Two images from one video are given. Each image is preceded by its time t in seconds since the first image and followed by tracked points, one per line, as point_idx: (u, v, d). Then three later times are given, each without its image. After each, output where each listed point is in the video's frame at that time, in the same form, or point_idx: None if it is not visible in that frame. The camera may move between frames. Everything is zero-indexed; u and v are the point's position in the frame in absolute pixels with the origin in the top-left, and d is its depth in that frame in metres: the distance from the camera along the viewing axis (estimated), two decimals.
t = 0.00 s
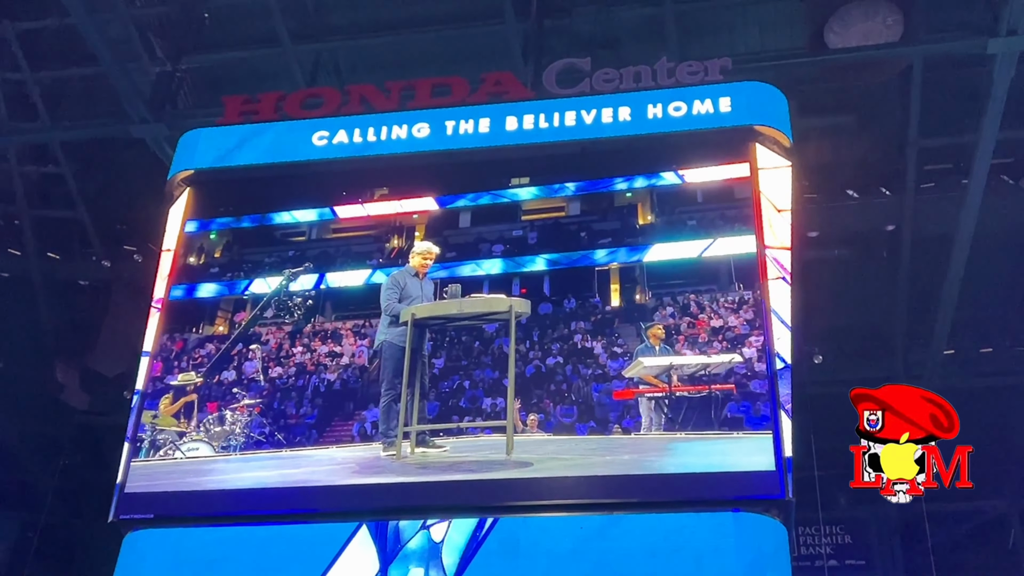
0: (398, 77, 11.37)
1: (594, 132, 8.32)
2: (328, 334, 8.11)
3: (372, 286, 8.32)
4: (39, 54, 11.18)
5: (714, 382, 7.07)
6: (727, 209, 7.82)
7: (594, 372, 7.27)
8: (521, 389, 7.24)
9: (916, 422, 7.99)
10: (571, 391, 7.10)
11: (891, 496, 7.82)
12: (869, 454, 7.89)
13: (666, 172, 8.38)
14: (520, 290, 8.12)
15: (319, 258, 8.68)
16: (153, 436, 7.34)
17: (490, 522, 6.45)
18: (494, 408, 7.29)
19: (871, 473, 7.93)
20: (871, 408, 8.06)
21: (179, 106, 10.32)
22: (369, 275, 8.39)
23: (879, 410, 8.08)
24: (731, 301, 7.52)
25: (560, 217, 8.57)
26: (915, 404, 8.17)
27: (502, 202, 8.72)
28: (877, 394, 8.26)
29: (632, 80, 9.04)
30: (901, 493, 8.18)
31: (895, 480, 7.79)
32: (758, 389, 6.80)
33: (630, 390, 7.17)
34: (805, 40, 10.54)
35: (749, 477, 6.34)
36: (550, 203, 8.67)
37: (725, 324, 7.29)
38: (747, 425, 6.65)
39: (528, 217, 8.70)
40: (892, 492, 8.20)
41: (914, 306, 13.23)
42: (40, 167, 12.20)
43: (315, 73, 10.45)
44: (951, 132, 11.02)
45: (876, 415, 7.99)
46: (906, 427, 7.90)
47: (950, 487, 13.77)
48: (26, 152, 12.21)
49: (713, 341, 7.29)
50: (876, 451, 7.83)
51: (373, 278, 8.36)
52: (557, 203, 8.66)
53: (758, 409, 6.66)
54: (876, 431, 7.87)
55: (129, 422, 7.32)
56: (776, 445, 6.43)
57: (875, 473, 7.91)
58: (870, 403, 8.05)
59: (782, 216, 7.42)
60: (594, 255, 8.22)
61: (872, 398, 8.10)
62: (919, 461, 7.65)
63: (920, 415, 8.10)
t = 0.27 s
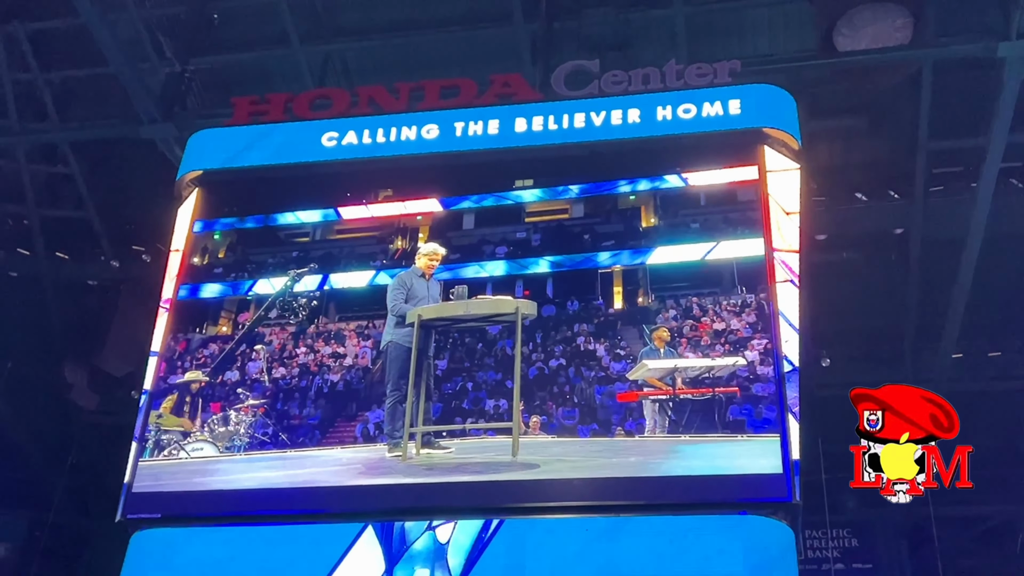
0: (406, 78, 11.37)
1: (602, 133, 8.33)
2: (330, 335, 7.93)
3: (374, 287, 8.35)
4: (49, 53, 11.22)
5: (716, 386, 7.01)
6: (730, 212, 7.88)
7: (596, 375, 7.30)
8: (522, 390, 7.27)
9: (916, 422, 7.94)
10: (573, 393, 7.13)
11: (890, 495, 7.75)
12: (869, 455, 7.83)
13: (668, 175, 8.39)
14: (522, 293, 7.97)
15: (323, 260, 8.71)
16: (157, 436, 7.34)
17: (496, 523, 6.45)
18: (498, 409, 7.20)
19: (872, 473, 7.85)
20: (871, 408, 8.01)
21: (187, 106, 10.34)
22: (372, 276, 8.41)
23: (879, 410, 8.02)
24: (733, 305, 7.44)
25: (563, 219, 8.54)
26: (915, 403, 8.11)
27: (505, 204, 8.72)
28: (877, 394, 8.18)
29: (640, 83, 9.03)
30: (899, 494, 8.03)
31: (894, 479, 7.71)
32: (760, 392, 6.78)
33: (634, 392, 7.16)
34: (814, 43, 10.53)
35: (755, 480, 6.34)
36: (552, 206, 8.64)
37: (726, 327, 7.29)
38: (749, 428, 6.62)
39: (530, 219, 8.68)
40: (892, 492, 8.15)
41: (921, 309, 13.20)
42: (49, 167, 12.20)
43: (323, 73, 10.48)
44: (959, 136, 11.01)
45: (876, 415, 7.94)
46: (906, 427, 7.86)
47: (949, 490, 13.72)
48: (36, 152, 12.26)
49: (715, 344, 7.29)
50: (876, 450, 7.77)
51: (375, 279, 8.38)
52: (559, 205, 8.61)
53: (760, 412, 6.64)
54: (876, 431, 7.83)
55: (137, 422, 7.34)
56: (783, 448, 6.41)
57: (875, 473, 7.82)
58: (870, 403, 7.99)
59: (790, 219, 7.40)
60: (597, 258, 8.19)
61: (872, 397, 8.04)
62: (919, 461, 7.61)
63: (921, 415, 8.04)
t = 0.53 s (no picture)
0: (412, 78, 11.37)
1: (610, 134, 8.35)
2: (333, 334, 7.98)
3: (377, 287, 8.23)
4: (58, 52, 11.25)
5: (722, 390, 6.98)
6: (731, 214, 7.73)
7: (599, 375, 7.28)
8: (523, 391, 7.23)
9: (918, 422, 7.69)
10: (575, 394, 7.12)
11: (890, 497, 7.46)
12: (869, 455, 7.61)
13: (672, 176, 8.31)
14: (524, 293, 7.82)
15: (327, 258, 8.49)
16: (161, 435, 7.37)
17: (501, 523, 6.45)
18: (500, 409, 7.21)
19: (871, 474, 7.61)
20: (871, 408, 7.75)
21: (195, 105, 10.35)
22: (375, 276, 8.28)
23: (879, 410, 7.77)
24: (736, 306, 7.33)
25: (566, 219, 8.36)
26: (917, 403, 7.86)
27: (508, 205, 8.61)
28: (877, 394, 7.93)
29: (648, 83, 9.03)
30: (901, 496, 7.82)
31: (895, 480, 7.49)
32: (760, 394, 6.79)
33: (637, 393, 7.15)
34: (822, 44, 10.54)
35: (761, 480, 6.33)
36: (555, 206, 8.48)
37: (728, 328, 7.25)
38: (750, 429, 6.64)
39: (534, 219, 8.50)
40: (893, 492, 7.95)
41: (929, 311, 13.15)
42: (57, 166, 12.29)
43: (331, 72, 10.47)
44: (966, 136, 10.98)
45: (876, 416, 7.70)
46: (907, 427, 7.63)
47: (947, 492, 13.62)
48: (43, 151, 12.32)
49: (716, 345, 7.24)
50: (876, 451, 7.55)
51: (378, 279, 8.26)
52: (563, 205, 8.45)
53: (761, 413, 6.67)
54: (876, 431, 7.60)
55: (145, 420, 7.35)
56: (789, 449, 6.40)
57: (875, 474, 7.59)
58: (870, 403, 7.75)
59: (798, 220, 7.40)
60: (599, 258, 7.98)
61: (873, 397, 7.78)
62: (919, 462, 7.41)
63: (923, 416, 7.78)
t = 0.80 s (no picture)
0: (420, 77, 11.39)
1: (619, 133, 8.33)
2: (336, 333, 8.03)
3: (380, 286, 8.33)
4: (67, 52, 11.27)
5: (726, 390, 7.03)
6: (735, 214, 8.10)
7: (602, 375, 7.28)
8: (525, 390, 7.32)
9: (916, 422, 7.65)
10: (577, 393, 7.26)
11: (889, 495, 7.69)
12: (869, 454, 7.57)
13: (674, 176, 8.36)
14: (528, 292, 8.12)
15: (330, 257, 8.73)
16: (165, 433, 7.36)
17: (506, 523, 6.48)
18: (502, 408, 7.25)
19: (871, 473, 7.61)
20: (870, 408, 7.69)
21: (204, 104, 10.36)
22: (378, 275, 8.40)
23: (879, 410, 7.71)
24: (738, 306, 7.62)
25: (569, 219, 8.49)
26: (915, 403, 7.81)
27: (511, 204, 8.56)
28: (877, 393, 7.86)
29: (656, 82, 9.01)
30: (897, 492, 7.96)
31: (895, 479, 7.47)
32: (763, 394, 6.87)
33: (641, 392, 7.18)
34: (830, 45, 10.53)
35: (769, 481, 6.30)
36: (560, 206, 8.56)
37: (731, 328, 7.33)
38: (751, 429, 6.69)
39: (537, 219, 8.64)
40: (889, 491, 7.92)
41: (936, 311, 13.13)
42: (66, 164, 12.34)
43: (339, 72, 10.49)
44: (975, 137, 10.97)
45: (876, 415, 7.63)
46: (907, 427, 7.56)
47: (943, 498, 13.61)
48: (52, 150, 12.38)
49: (719, 345, 7.20)
50: (876, 450, 7.50)
51: (382, 278, 8.36)
52: (566, 205, 8.55)
53: (763, 413, 6.70)
54: (876, 431, 7.52)
55: (153, 417, 7.36)
56: (798, 450, 6.41)
57: (874, 472, 7.58)
58: (870, 403, 7.67)
59: (806, 220, 7.40)
60: (602, 258, 8.10)
61: (872, 397, 7.71)
62: (920, 461, 7.37)
63: (921, 416, 7.75)
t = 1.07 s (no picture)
0: (429, 75, 11.39)
1: (630, 132, 8.32)
2: (341, 331, 8.04)
3: (386, 284, 8.28)
4: (78, 50, 11.31)
5: (735, 388, 6.97)
6: (740, 213, 7.86)
7: (607, 373, 7.18)
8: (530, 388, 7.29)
9: (917, 422, 7.60)
10: (582, 392, 7.05)
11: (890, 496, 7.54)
12: (869, 454, 7.56)
13: (679, 176, 8.34)
14: (533, 290, 7.90)
15: (337, 255, 8.58)
16: (172, 430, 7.34)
17: (515, 521, 6.48)
18: (507, 407, 7.25)
19: (872, 473, 7.58)
20: (871, 408, 7.70)
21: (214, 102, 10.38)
22: (383, 273, 8.33)
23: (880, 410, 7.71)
24: (742, 305, 7.39)
25: (574, 218, 8.39)
26: (915, 402, 7.72)
27: (516, 203, 8.62)
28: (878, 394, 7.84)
29: (666, 80, 9.01)
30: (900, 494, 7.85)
31: (894, 479, 7.49)
32: (767, 393, 6.80)
33: (648, 392, 7.14)
34: (841, 43, 10.51)
35: (779, 480, 6.30)
36: (562, 205, 8.51)
37: (737, 327, 7.23)
38: (755, 429, 6.67)
39: (542, 218, 8.55)
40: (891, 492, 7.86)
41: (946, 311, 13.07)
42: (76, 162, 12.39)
43: (349, 70, 10.50)
44: (986, 135, 10.92)
45: (877, 416, 7.65)
46: (907, 427, 7.55)
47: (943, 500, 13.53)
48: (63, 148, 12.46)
49: (724, 344, 7.21)
50: (876, 451, 7.51)
51: (387, 277, 8.30)
52: (571, 204, 8.48)
53: (768, 413, 6.68)
54: (876, 431, 7.55)
55: (163, 415, 7.36)
56: (808, 449, 6.40)
57: (875, 473, 7.55)
58: (870, 403, 7.69)
59: (817, 218, 7.40)
60: (607, 257, 8.04)
61: (872, 397, 7.71)
62: (919, 462, 7.36)
63: (922, 416, 7.67)
